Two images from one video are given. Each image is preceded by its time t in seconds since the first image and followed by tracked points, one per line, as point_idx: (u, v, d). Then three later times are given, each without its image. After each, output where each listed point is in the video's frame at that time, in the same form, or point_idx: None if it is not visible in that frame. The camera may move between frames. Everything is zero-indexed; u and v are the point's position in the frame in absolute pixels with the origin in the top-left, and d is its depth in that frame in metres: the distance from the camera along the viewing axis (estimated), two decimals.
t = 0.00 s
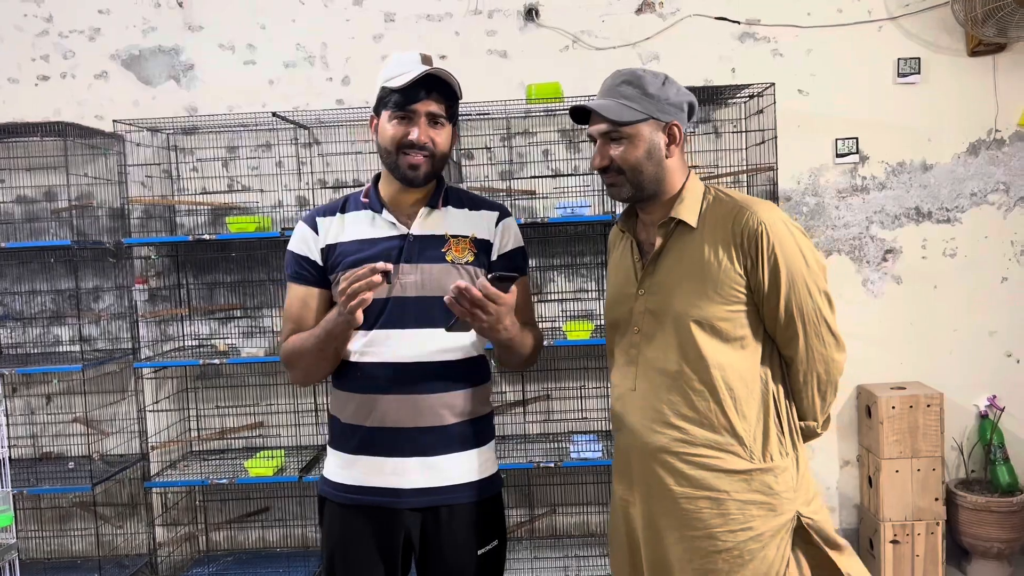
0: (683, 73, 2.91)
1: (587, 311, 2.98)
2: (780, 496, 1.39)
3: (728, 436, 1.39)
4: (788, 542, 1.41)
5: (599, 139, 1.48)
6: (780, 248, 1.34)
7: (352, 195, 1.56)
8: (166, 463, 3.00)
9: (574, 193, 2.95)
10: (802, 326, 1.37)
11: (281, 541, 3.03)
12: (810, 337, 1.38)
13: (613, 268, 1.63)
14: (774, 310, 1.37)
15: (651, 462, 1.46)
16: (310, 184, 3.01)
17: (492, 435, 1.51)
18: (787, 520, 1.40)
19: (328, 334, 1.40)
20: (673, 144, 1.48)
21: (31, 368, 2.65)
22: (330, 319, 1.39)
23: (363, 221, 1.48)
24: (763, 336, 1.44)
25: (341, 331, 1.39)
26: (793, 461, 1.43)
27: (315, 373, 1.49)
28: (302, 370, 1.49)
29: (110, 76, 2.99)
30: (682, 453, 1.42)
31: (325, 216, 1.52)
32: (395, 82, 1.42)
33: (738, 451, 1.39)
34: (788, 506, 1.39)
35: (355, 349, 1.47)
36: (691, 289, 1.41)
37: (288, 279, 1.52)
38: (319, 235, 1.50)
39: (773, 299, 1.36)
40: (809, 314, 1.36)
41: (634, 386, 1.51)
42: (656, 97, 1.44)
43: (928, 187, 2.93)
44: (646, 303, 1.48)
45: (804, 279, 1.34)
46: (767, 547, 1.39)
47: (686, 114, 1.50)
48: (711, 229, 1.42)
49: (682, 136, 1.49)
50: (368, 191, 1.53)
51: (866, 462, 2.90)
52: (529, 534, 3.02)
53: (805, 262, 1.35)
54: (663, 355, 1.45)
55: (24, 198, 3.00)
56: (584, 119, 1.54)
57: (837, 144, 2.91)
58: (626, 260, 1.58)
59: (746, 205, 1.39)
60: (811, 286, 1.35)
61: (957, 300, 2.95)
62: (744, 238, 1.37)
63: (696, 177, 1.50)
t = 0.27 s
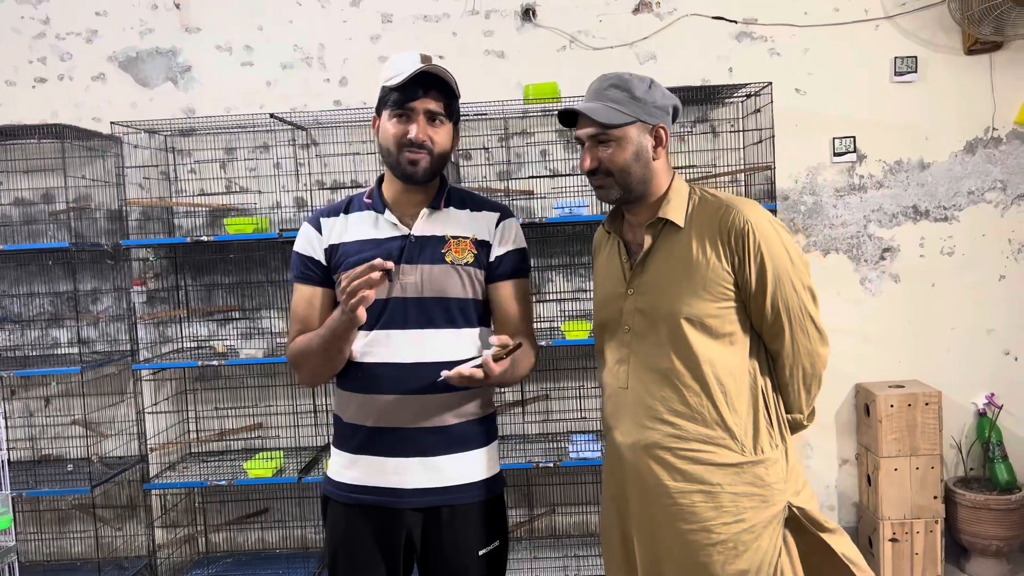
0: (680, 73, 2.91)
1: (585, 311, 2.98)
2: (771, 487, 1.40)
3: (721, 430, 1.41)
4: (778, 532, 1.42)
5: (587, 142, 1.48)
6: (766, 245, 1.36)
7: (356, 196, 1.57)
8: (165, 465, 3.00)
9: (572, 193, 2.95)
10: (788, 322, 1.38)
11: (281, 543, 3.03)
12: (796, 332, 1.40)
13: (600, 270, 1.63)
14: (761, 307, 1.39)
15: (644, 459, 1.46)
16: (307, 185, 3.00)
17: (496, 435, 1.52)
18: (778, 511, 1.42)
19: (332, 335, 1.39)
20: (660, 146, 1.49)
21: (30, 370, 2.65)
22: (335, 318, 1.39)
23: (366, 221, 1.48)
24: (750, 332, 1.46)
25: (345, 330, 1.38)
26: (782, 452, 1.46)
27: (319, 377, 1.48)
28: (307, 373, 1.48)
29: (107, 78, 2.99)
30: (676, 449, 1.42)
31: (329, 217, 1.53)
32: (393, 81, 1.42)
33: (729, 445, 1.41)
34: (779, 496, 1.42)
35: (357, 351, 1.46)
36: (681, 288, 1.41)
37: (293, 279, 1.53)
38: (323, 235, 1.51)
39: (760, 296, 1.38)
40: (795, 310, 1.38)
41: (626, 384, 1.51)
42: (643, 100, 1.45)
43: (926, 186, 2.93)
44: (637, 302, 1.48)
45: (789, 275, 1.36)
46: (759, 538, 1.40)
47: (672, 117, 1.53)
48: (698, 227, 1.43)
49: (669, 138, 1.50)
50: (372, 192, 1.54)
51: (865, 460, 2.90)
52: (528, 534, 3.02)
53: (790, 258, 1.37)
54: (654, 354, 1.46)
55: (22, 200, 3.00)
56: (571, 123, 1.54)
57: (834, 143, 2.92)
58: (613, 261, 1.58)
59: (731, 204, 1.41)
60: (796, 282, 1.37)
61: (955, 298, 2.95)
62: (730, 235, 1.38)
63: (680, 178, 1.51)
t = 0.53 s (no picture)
0: (677, 72, 2.91)
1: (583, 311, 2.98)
2: (765, 476, 1.43)
3: (718, 423, 1.42)
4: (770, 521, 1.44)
5: (570, 149, 1.49)
6: (749, 240, 1.41)
7: (356, 198, 1.57)
8: (163, 468, 3.00)
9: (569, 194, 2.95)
10: (772, 314, 1.42)
11: (279, 544, 3.03)
12: (780, 325, 1.44)
13: (582, 276, 1.60)
14: (747, 301, 1.43)
15: (642, 457, 1.46)
16: (305, 186, 3.00)
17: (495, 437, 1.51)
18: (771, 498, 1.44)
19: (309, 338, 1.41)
20: (639, 153, 1.52)
21: (27, 373, 2.65)
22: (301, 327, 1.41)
23: (364, 222, 1.48)
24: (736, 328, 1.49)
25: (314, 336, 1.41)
26: (774, 443, 1.49)
27: (315, 375, 1.50)
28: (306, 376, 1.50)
29: (104, 80, 2.98)
30: (676, 443, 1.42)
31: (329, 219, 1.54)
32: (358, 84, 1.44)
33: (725, 438, 1.43)
34: (772, 484, 1.44)
35: (352, 349, 1.47)
36: (672, 287, 1.43)
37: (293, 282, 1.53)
38: (322, 237, 1.52)
39: (745, 290, 1.42)
40: (779, 303, 1.42)
41: (620, 384, 1.50)
42: (624, 107, 1.48)
43: (923, 184, 2.93)
44: (628, 303, 1.48)
45: (772, 269, 1.41)
46: (756, 527, 1.41)
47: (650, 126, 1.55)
48: (683, 227, 1.46)
49: (649, 145, 1.52)
50: (371, 194, 1.54)
51: (863, 459, 2.90)
52: (527, 535, 3.02)
53: (771, 252, 1.42)
54: (648, 353, 1.46)
55: (19, 203, 3.00)
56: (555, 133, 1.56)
57: (831, 142, 2.92)
58: (597, 265, 1.56)
59: (712, 203, 1.45)
60: (778, 275, 1.42)
61: (952, 296, 2.95)
62: (715, 233, 1.42)
63: (658, 183, 1.53)
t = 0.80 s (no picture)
0: (674, 72, 2.91)
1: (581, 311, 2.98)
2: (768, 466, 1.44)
3: (720, 416, 1.43)
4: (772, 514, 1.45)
5: (558, 151, 1.53)
6: (741, 232, 1.42)
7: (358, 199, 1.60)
8: (161, 469, 2.99)
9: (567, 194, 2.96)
10: (768, 304, 1.43)
11: (278, 545, 3.02)
12: (777, 318, 1.45)
13: (576, 279, 1.59)
14: (743, 295, 1.43)
15: (646, 455, 1.46)
16: (302, 187, 2.99)
17: (491, 439, 1.49)
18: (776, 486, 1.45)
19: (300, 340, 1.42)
20: (627, 155, 1.54)
21: (25, 375, 2.65)
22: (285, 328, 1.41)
23: (362, 223, 1.50)
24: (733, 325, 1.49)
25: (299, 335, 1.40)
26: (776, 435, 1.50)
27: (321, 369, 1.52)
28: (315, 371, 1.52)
29: (101, 82, 2.98)
30: (681, 438, 1.42)
31: (329, 220, 1.57)
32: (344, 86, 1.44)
33: (728, 430, 1.43)
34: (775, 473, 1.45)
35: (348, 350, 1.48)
36: (669, 282, 1.43)
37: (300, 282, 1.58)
38: (322, 237, 1.56)
39: (740, 282, 1.43)
40: (774, 295, 1.43)
41: (621, 383, 1.49)
42: (610, 111, 1.51)
43: (920, 183, 2.93)
44: (626, 302, 1.48)
45: (765, 259, 1.42)
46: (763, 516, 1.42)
47: (638, 129, 1.58)
48: (677, 225, 1.47)
49: (637, 147, 1.55)
50: (370, 196, 1.56)
51: (862, 458, 2.91)
52: (526, 535, 3.02)
53: (763, 244, 1.44)
54: (648, 352, 1.46)
55: (16, 205, 2.99)
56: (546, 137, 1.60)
57: (828, 141, 2.92)
58: (592, 266, 1.55)
59: (704, 200, 1.47)
60: (771, 265, 1.43)
61: (950, 295, 2.95)
62: (708, 227, 1.44)
63: (647, 185, 1.55)
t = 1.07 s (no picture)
0: (671, 71, 2.91)
1: (578, 311, 2.98)
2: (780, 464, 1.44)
3: (730, 418, 1.42)
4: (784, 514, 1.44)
5: (569, 144, 1.52)
6: (753, 233, 1.41)
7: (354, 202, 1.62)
8: (159, 470, 2.98)
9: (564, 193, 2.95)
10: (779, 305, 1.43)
11: (276, 546, 3.02)
12: (789, 319, 1.45)
13: (587, 277, 1.60)
14: (754, 296, 1.43)
15: (654, 456, 1.45)
16: (299, 187, 2.99)
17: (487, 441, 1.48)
18: (788, 490, 1.45)
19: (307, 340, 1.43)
20: (638, 152, 1.52)
21: (22, 376, 2.64)
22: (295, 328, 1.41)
23: (356, 224, 1.52)
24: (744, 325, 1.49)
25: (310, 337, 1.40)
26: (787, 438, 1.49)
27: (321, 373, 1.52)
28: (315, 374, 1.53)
29: (97, 82, 2.98)
30: (689, 439, 1.42)
31: (326, 222, 1.59)
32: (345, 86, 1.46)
33: (739, 432, 1.42)
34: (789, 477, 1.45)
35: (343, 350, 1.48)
36: (679, 282, 1.43)
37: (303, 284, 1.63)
38: (319, 239, 1.59)
39: (751, 283, 1.42)
40: (786, 297, 1.43)
41: (629, 383, 1.50)
42: (622, 106, 1.51)
43: (917, 182, 2.93)
44: (635, 301, 1.48)
45: (777, 260, 1.42)
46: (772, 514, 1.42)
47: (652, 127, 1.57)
48: (689, 224, 1.46)
49: (648, 145, 1.53)
50: (363, 198, 1.57)
51: (860, 456, 2.91)
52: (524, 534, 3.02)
53: (775, 245, 1.43)
54: (657, 351, 1.46)
55: (12, 206, 2.99)
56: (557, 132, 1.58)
57: (825, 140, 2.92)
58: (602, 265, 1.56)
59: (717, 199, 1.46)
60: (783, 266, 1.43)
61: (947, 293, 2.95)
62: (720, 228, 1.43)
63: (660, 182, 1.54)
